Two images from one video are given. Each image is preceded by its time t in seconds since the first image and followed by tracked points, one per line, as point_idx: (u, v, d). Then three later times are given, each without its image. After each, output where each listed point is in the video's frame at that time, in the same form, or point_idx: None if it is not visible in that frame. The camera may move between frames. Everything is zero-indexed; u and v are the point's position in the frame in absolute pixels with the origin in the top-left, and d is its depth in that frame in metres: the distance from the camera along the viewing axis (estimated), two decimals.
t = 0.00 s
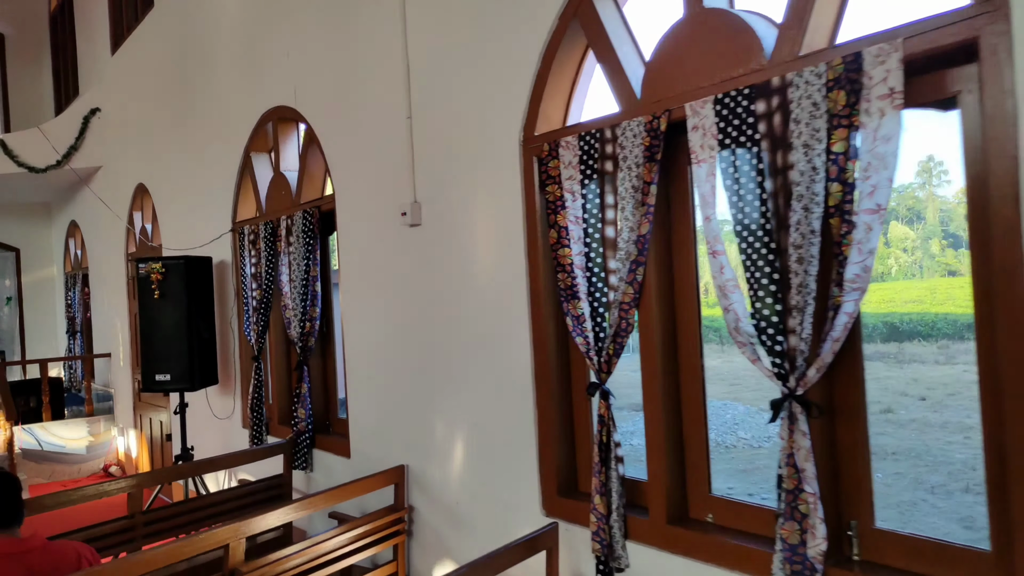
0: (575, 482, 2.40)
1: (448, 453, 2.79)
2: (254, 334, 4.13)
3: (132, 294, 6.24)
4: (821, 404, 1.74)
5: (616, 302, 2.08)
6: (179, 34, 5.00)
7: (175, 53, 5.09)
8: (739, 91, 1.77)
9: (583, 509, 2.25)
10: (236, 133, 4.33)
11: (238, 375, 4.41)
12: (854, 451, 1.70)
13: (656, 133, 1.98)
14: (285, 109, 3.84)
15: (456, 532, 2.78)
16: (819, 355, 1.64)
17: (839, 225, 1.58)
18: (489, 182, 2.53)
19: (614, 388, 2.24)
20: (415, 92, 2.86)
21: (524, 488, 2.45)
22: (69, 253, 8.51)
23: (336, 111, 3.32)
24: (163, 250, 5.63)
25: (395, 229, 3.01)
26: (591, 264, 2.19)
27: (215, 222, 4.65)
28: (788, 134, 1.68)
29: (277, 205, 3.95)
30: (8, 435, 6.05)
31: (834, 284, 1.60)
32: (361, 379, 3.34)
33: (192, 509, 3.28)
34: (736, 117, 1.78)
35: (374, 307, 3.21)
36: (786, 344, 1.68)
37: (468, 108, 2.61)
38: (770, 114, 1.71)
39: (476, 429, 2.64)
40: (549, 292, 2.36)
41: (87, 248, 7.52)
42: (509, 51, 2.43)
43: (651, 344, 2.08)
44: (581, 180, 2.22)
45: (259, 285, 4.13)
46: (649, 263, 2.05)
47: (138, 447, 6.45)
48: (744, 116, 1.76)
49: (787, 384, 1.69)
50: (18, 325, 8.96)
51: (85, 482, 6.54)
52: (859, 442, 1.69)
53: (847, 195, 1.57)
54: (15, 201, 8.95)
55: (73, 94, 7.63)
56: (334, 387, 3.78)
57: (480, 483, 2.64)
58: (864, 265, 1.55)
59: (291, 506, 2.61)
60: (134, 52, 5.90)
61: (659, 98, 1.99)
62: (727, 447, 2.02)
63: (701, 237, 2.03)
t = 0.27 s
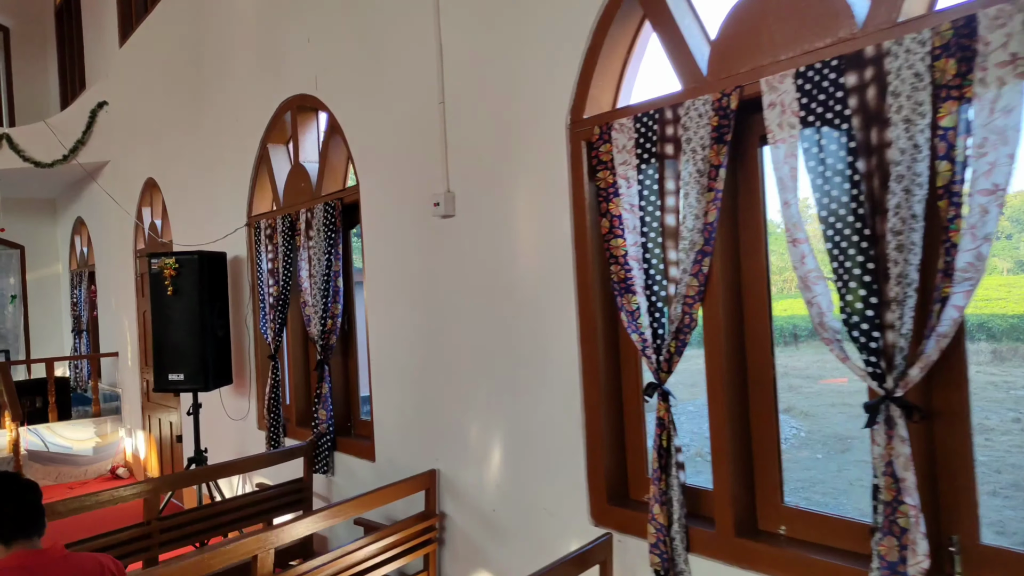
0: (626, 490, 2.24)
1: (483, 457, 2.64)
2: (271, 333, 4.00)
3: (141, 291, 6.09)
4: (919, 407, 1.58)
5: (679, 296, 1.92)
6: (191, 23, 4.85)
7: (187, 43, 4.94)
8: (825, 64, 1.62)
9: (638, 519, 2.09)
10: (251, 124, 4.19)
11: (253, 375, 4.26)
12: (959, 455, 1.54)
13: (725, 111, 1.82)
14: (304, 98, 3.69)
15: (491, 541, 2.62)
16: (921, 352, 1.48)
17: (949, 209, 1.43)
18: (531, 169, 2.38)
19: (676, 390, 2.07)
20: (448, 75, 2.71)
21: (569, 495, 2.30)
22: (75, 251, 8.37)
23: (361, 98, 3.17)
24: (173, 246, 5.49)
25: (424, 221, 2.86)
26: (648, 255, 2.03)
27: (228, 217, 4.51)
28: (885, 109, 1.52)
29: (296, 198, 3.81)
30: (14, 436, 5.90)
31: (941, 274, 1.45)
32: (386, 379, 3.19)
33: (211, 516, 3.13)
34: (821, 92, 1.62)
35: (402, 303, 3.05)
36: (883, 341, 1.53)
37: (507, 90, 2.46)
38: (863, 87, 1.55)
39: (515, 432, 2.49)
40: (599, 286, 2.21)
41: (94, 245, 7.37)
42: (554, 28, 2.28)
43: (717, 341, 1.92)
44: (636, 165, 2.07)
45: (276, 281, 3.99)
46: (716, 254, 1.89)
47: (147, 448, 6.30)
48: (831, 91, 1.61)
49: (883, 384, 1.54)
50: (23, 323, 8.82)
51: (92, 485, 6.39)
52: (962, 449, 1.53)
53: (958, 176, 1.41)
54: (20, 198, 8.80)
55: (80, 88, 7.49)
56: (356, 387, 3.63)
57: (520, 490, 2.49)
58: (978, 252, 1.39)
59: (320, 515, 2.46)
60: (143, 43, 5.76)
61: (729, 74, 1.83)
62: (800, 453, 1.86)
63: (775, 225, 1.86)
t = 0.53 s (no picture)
0: (685, 508, 2.09)
1: (523, 470, 2.48)
2: (289, 336, 3.85)
3: (150, 293, 5.94)
4: None
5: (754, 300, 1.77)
6: (204, 16, 4.71)
7: (200, 36, 4.80)
8: (931, 42, 1.45)
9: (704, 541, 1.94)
10: (268, 119, 4.04)
11: (270, 380, 4.12)
12: None
13: (809, 97, 1.66)
14: (326, 92, 3.54)
15: (533, 559, 2.46)
16: None
17: None
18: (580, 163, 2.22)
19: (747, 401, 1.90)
20: (485, 64, 2.56)
21: (623, 513, 2.14)
22: (81, 252, 8.21)
23: (388, 90, 3.02)
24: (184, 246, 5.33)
25: (458, 219, 2.71)
26: (716, 255, 1.87)
27: (243, 216, 4.36)
28: (1005, 91, 1.36)
29: (317, 195, 3.66)
30: (19, 441, 5.75)
31: None
32: (414, 386, 3.04)
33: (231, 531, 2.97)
34: (926, 73, 1.46)
35: (432, 306, 2.90)
36: (1004, 350, 1.38)
37: (552, 79, 2.30)
38: (977, 68, 1.39)
39: (559, 445, 2.34)
40: (657, 288, 2.06)
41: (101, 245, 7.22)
42: (605, 11, 2.13)
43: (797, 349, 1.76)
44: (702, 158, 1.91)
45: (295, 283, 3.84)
46: (797, 253, 1.74)
47: (155, 454, 6.15)
48: (938, 72, 1.44)
49: (1004, 399, 1.39)
50: (27, 325, 8.66)
51: (100, 491, 6.24)
52: None
53: None
54: (25, 198, 8.66)
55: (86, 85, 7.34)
56: (380, 393, 3.48)
57: (565, 507, 2.33)
58: None
59: (353, 533, 2.30)
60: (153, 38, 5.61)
61: (812, 57, 1.67)
62: (889, 474, 1.69)
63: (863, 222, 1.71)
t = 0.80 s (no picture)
0: (750, 524, 1.93)
1: (565, 480, 2.33)
2: (306, 338, 3.71)
3: (158, 294, 5.79)
4: None
5: (839, 299, 1.61)
6: (215, 8, 4.56)
7: (210, 29, 4.65)
8: None
9: (777, 561, 1.78)
10: (284, 113, 3.89)
11: (286, 384, 3.96)
12: None
13: (904, 76, 1.51)
14: (345, 82, 3.38)
15: None
16: None
17: None
18: (632, 152, 2.07)
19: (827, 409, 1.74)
20: (524, 48, 2.41)
21: (682, 529, 1.99)
22: (85, 253, 8.06)
23: (416, 78, 2.87)
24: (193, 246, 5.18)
25: (493, 214, 2.56)
26: (792, 249, 1.71)
27: (257, 214, 4.21)
28: None
29: (336, 191, 3.51)
30: (24, 447, 5.60)
31: None
32: (444, 390, 2.89)
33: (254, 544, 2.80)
34: None
35: (465, 307, 2.74)
36: None
37: (600, 61, 2.15)
38: None
39: (607, 454, 2.18)
40: (721, 286, 1.90)
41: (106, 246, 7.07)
42: None
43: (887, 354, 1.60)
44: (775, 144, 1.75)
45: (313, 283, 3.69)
46: (888, 247, 1.58)
47: (162, 459, 5.99)
48: None
49: None
50: (31, 328, 8.51)
51: (106, 498, 6.09)
52: None
53: None
54: (28, 198, 8.51)
55: (91, 82, 7.19)
56: (404, 398, 3.33)
57: (615, 521, 2.17)
58: None
59: (390, 550, 2.14)
60: (161, 32, 5.46)
61: (909, 31, 1.52)
62: (994, 491, 1.53)
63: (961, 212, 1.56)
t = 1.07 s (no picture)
0: (822, 539, 1.77)
1: (609, 487, 2.18)
2: (325, 337, 3.58)
3: (167, 293, 5.66)
4: None
5: (935, 293, 1.46)
6: None
7: (222, 19, 4.51)
8: None
9: None
10: (300, 103, 3.74)
11: (303, 386, 3.82)
12: None
13: (1013, 42, 1.35)
14: (366, 70, 3.23)
15: None
16: None
17: None
18: (688, 135, 1.91)
19: (918, 411, 1.57)
20: (564, 27, 2.26)
21: (745, 544, 1.83)
22: (91, 251, 7.92)
23: (444, 63, 2.72)
24: (204, 243, 5.04)
25: (529, 204, 2.41)
26: (877, 238, 1.56)
27: (272, 209, 4.07)
28: None
29: (356, 183, 3.36)
30: (30, 450, 5.47)
31: None
32: (473, 392, 2.74)
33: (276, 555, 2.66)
34: None
35: (497, 304, 2.59)
36: None
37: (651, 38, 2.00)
38: None
39: (658, 460, 2.03)
40: (790, 280, 1.75)
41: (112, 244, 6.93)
42: None
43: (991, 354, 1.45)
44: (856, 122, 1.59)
45: (332, 280, 3.55)
46: (992, 234, 1.42)
47: (172, 462, 5.85)
48: None
49: None
50: (36, 328, 8.37)
51: (114, 501, 5.94)
52: None
53: None
54: (33, 196, 8.36)
55: (98, 77, 7.05)
56: (428, 400, 3.18)
57: (667, 534, 2.01)
58: None
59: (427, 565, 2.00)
60: (170, 23, 5.32)
61: None
62: None
63: None
